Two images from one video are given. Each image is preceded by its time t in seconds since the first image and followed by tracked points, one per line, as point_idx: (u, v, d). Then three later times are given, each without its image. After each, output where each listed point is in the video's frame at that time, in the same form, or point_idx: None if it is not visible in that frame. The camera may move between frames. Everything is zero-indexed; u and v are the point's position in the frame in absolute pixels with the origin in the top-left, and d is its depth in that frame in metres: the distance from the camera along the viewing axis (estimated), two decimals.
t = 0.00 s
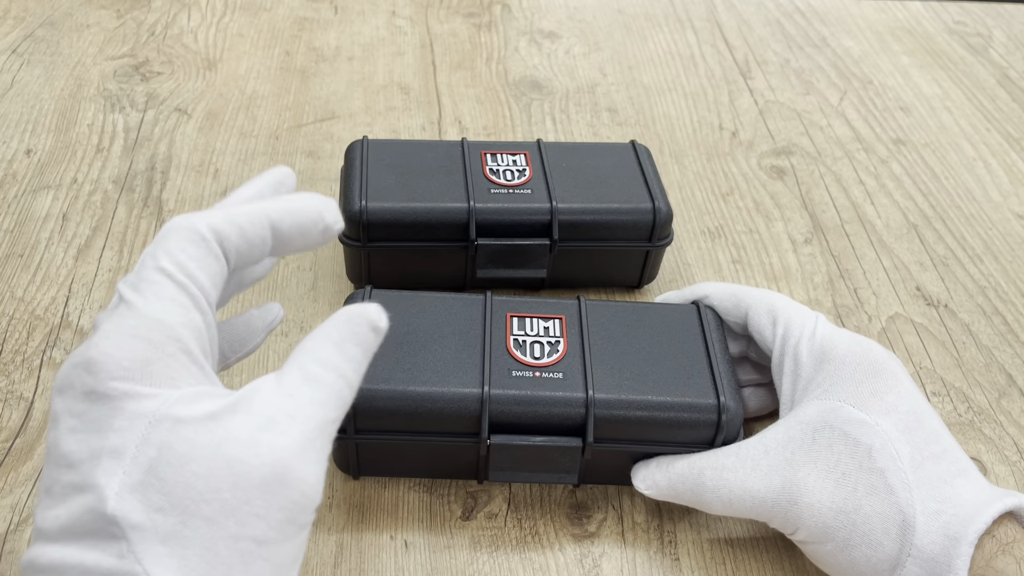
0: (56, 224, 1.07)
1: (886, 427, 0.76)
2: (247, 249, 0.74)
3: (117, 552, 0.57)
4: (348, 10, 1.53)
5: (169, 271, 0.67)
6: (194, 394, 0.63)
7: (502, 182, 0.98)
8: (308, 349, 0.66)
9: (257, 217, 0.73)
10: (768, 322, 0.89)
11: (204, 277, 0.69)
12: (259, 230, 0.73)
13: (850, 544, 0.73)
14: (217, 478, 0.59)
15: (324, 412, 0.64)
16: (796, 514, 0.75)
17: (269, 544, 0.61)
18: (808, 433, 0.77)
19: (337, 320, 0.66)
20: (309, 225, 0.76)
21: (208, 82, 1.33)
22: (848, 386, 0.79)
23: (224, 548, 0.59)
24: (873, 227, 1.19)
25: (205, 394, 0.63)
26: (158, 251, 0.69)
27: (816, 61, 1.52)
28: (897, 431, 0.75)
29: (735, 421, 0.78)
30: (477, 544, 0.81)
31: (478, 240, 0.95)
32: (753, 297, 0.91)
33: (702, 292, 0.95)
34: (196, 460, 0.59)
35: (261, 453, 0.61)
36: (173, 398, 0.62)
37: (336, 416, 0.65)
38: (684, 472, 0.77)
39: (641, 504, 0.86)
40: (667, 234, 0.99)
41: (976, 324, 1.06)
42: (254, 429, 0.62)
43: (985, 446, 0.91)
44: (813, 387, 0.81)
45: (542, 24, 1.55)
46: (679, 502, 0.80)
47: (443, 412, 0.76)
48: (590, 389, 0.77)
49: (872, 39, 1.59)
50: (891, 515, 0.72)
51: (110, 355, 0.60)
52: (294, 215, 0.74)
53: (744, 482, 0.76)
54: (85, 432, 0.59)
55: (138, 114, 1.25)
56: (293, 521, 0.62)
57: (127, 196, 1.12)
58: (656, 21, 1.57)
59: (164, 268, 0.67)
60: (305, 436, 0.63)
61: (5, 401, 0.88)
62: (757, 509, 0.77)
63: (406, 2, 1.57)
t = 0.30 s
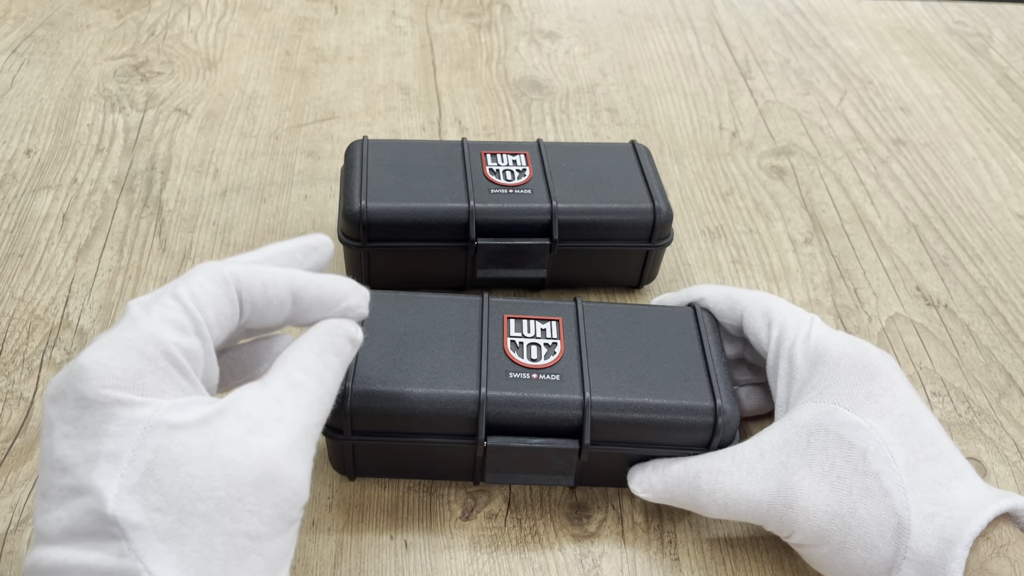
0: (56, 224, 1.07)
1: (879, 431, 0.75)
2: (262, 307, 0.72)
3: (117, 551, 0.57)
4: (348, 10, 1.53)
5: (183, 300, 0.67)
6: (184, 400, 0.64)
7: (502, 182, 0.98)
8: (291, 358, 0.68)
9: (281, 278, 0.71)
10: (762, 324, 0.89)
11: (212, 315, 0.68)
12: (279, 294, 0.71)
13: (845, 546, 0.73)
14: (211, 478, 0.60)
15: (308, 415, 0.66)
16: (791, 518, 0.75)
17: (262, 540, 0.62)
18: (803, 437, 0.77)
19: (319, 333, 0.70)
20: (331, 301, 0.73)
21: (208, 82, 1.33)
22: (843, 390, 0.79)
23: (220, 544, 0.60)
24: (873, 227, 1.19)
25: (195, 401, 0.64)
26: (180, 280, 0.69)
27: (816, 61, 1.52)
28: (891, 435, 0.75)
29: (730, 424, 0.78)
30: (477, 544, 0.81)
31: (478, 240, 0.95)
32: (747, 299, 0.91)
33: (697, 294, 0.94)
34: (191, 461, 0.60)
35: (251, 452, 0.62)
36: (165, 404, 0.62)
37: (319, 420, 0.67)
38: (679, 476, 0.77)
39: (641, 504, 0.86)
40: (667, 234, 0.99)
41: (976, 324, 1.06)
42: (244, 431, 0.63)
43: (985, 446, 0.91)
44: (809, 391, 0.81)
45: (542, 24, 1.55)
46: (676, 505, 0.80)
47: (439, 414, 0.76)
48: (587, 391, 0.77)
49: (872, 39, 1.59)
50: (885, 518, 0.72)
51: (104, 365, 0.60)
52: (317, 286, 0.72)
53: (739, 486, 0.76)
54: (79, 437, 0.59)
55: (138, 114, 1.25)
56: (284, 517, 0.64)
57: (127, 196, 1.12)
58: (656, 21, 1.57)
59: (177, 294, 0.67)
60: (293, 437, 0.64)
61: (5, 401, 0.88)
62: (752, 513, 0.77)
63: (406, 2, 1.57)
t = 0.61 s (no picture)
0: (55, 224, 1.07)
1: (871, 437, 0.75)
2: (303, 346, 0.74)
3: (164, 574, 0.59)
4: (348, 11, 1.53)
5: (238, 332, 0.69)
6: (233, 433, 0.66)
7: (502, 182, 0.98)
8: (329, 397, 0.70)
9: (326, 323, 0.73)
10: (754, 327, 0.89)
11: (261, 349, 0.71)
12: (322, 335, 0.73)
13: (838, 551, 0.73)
14: (256, 510, 0.62)
15: (345, 454, 0.68)
16: (783, 522, 0.75)
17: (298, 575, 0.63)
18: (795, 442, 0.77)
19: (355, 376, 0.72)
20: (369, 352, 0.74)
21: (207, 82, 1.33)
22: (834, 394, 0.79)
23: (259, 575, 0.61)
24: (873, 227, 1.19)
25: (243, 433, 0.67)
26: (237, 311, 0.71)
27: (816, 61, 1.52)
28: (883, 440, 0.75)
29: (724, 426, 0.78)
30: (477, 544, 0.81)
31: (477, 240, 0.95)
32: (741, 302, 0.91)
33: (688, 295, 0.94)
34: (237, 492, 0.62)
35: (294, 488, 0.64)
36: (218, 435, 0.64)
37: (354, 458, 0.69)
38: (672, 480, 0.78)
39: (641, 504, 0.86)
40: (667, 234, 0.99)
41: (976, 324, 1.06)
42: (288, 466, 0.65)
43: (985, 446, 0.91)
44: (801, 395, 0.81)
45: (542, 24, 1.55)
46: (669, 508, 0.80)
47: (434, 414, 0.76)
48: (580, 392, 0.77)
49: (872, 40, 1.59)
50: (877, 525, 0.72)
51: (164, 392, 0.63)
52: (359, 336, 0.74)
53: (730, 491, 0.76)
54: (132, 459, 0.62)
55: (138, 114, 1.25)
56: (319, 553, 0.65)
57: (127, 196, 1.12)
58: (656, 21, 1.57)
59: (232, 325, 0.69)
60: (331, 475, 0.66)
61: (5, 401, 0.88)
62: (745, 518, 0.77)
63: (407, 2, 1.57)
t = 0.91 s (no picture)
0: (55, 224, 1.07)
1: (917, 415, 0.76)
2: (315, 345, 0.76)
3: None
4: (348, 10, 1.53)
5: (253, 345, 0.72)
6: (251, 451, 0.67)
7: (502, 182, 0.98)
8: (341, 417, 0.69)
9: (336, 320, 0.75)
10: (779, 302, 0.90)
11: (276, 359, 0.73)
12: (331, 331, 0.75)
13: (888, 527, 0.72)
14: (271, 529, 0.63)
15: (358, 475, 0.69)
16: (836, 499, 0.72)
17: None
18: (841, 420, 0.75)
19: (359, 404, 0.69)
20: (377, 335, 0.76)
21: (207, 82, 1.33)
22: (869, 377, 0.80)
23: None
24: (873, 227, 1.19)
25: (260, 450, 0.68)
26: (249, 322, 0.73)
27: (816, 61, 1.52)
28: (927, 423, 0.75)
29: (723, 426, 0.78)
30: (477, 544, 0.81)
31: (477, 240, 0.95)
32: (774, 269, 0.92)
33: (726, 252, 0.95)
34: (254, 511, 0.63)
35: (309, 508, 0.64)
36: (240, 453, 0.66)
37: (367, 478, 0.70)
38: (713, 450, 0.71)
39: (641, 504, 0.86)
40: (667, 233, 0.99)
41: (976, 324, 1.06)
42: (303, 487, 0.65)
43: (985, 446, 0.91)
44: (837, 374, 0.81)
45: (542, 24, 1.55)
46: (698, 483, 0.74)
47: (432, 414, 0.76)
48: (579, 392, 0.77)
49: (872, 39, 1.59)
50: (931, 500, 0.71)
51: (186, 407, 0.65)
52: (368, 322, 0.75)
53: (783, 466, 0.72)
54: (151, 472, 0.63)
55: (138, 114, 1.25)
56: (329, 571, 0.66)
57: (127, 196, 1.12)
58: (656, 21, 1.57)
59: (249, 338, 0.72)
60: (345, 496, 0.67)
61: (5, 401, 0.88)
62: (791, 496, 0.73)
63: (406, 2, 1.57)
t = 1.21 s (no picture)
0: (56, 224, 1.07)
1: None
2: (285, 326, 0.77)
3: None
4: (348, 10, 1.53)
5: (217, 335, 0.71)
6: (223, 441, 0.66)
7: (502, 182, 0.98)
8: (319, 403, 0.70)
9: (301, 297, 0.76)
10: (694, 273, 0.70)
11: (244, 347, 0.73)
12: (298, 310, 0.76)
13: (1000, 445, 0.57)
14: (246, 518, 0.62)
15: (335, 460, 0.68)
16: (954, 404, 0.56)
17: None
18: (959, 299, 0.60)
19: (342, 384, 0.70)
20: (343, 306, 0.77)
21: (208, 82, 1.33)
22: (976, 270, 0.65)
23: None
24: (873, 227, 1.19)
25: (233, 441, 0.67)
26: (209, 314, 0.72)
27: (816, 61, 1.52)
28: None
29: (723, 426, 0.78)
30: (477, 543, 0.81)
31: (478, 240, 0.95)
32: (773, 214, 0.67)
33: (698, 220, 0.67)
34: (228, 500, 0.63)
35: (283, 494, 0.64)
36: (209, 445, 0.65)
37: (344, 465, 0.69)
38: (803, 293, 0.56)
39: (641, 503, 0.86)
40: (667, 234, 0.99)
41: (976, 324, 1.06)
42: (278, 474, 0.65)
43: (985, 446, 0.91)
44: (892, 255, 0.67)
45: (542, 25, 1.55)
46: (783, 339, 0.57)
47: (432, 414, 0.76)
48: (579, 392, 0.77)
49: (872, 39, 1.59)
50: None
51: (152, 402, 0.65)
52: (331, 295, 0.76)
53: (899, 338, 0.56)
54: (124, 470, 0.63)
55: (138, 114, 1.25)
56: (310, 558, 0.65)
57: (127, 197, 1.12)
58: (656, 21, 1.57)
59: (211, 328, 0.71)
60: (321, 482, 0.66)
61: (5, 401, 0.88)
62: (905, 373, 0.56)
63: (407, 2, 1.57)
